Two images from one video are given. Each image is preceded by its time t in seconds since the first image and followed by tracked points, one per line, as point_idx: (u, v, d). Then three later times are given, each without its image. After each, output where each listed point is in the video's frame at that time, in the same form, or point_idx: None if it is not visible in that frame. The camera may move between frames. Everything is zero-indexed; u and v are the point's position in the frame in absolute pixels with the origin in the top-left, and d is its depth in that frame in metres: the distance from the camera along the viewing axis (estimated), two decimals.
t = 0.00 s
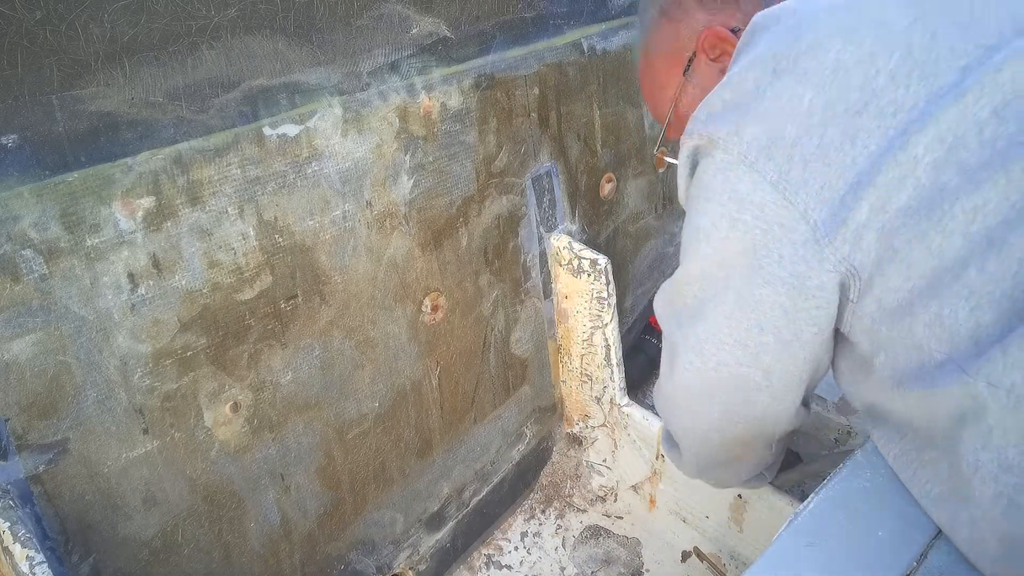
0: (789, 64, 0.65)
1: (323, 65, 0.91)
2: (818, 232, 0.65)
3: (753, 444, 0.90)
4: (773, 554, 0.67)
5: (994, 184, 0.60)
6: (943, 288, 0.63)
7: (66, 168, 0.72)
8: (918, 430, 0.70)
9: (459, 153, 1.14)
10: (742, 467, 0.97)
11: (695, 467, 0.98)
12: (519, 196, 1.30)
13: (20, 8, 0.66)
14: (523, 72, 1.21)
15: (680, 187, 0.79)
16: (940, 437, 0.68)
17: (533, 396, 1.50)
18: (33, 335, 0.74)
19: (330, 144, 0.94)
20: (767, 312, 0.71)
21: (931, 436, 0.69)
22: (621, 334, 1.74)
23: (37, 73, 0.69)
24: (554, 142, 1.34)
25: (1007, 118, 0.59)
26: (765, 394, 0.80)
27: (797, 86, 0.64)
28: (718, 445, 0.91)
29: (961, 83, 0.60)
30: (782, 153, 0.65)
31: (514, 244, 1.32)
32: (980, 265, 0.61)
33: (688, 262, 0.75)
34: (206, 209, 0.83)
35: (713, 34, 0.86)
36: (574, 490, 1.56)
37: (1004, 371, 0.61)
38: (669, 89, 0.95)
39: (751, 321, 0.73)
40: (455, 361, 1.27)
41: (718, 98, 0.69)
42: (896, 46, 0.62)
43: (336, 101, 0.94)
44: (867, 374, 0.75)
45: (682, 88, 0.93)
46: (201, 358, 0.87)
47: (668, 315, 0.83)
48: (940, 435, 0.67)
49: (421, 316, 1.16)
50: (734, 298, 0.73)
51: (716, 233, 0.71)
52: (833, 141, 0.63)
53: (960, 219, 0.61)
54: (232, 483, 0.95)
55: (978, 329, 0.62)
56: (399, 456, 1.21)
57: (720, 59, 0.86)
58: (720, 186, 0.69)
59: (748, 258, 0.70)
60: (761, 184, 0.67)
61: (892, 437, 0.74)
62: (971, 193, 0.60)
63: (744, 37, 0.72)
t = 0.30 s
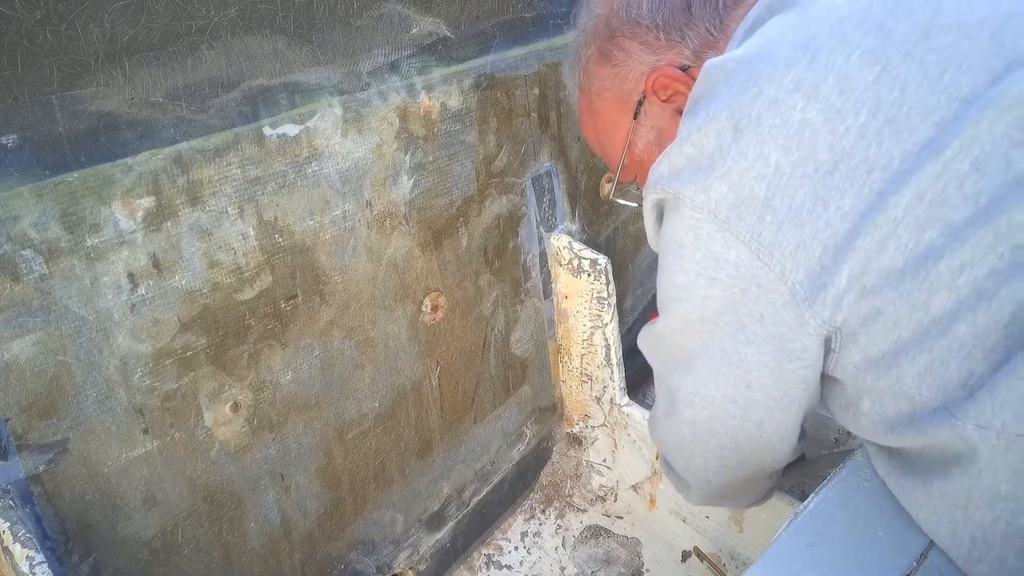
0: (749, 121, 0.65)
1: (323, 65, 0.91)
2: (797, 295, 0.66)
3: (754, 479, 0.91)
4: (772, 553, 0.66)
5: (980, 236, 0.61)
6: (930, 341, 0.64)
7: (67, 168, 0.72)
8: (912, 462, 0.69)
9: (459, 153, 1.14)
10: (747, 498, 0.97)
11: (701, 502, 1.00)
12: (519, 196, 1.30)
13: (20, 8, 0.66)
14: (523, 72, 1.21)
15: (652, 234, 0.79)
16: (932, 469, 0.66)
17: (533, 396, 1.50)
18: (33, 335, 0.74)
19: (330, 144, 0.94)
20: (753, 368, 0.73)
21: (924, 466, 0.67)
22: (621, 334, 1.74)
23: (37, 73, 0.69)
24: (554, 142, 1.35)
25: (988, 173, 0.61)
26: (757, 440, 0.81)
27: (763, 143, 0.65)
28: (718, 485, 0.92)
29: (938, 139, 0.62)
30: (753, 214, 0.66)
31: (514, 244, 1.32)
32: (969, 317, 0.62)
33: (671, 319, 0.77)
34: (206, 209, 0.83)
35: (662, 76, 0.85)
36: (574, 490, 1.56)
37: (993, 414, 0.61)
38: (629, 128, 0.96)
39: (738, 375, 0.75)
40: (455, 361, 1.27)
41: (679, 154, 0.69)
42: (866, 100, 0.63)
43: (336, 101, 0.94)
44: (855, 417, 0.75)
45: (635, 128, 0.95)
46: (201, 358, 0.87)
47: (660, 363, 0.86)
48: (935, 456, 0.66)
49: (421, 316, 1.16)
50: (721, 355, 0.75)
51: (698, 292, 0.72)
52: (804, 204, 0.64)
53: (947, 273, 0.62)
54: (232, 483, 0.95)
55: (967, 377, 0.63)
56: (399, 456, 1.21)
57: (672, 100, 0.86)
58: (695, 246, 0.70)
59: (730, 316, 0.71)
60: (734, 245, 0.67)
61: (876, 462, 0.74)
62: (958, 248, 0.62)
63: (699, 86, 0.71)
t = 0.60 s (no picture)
0: (753, 115, 0.67)
1: (323, 65, 0.91)
2: (802, 287, 0.66)
3: (755, 477, 0.91)
4: (773, 555, 0.66)
5: (985, 229, 0.60)
6: (935, 333, 0.63)
7: (66, 168, 0.72)
8: (914, 456, 0.69)
9: (459, 153, 1.14)
10: (747, 495, 0.97)
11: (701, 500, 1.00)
12: (519, 196, 1.30)
13: (20, 8, 0.66)
14: (523, 72, 1.21)
15: (655, 231, 0.80)
16: (934, 466, 0.66)
17: (533, 396, 1.50)
18: (33, 335, 0.74)
19: (330, 144, 0.94)
20: (755, 362, 0.73)
21: (925, 462, 0.67)
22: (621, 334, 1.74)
23: (37, 73, 0.69)
24: (554, 142, 1.35)
25: (993, 165, 0.60)
26: (758, 436, 0.82)
27: (767, 136, 0.66)
28: (720, 482, 0.92)
29: (943, 132, 0.62)
30: (757, 206, 0.67)
31: (514, 244, 1.32)
32: (974, 309, 0.61)
33: (672, 315, 0.78)
34: (206, 209, 0.83)
35: (665, 75, 0.86)
36: (574, 490, 1.56)
37: (999, 405, 0.59)
38: (631, 129, 0.96)
39: (740, 369, 0.75)
40: (455, 361, 1.27)
41: (683, 149, 0.71)
42: (867, 95, 0.64)
43: (336, 101, 0.94)
44: (856, 412, 0.76)
45: (637, 129, 0.95)
46: (201, 358, 0.87)
47: (662, 360, 0.86)
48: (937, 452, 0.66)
49: (421, 316, 1.16)
50: (723, 349, 0.75)
51: (700, 286, 0.73)
52: (807, 196, 0.65)
53: (951, 265, 0.62)
54: (232, 483, 0.95)
55: (973, 370, 0.62)
56: (399, 455, 1.21)
57: (675, 100, 0.87)
58: (698, 240, 0.71)
59: (732, 310, 0.72)
60: (737, 238, 0.68)
61: (878, 460, 0.73)
62: (963, 240, 0.61)
63: (705, 83, 0.73)
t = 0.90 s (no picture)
0: (752, 111, 0.67)
1: (323, 65, 0.91)
2: (801, 283, 0.66)
3: (753, 475, 0.91)
4: (773, 555, 0.66)
5: (981, 225, 0.60)
6: (933, 329, 0.63)
7: (67, 168, 0.72)
8: (913, 453, 0.69)
9: (459, 153, 1.14)
10: (745, 493, 0.97)
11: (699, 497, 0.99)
12: (519, 196, 1.30)
13: (20, 8, 0.66)
14: (523, 72, 1.21)
15: (653, 229, 0.80)
16: (932, 465, 0.66)
17: (533, 396, 1.50)
18: (33, 335, 0.74)
19: (330, 144, 0.94)
20: (753, 358, 0.73)
21: (924, 462, 0.67)
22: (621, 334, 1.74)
23: (37, 73, 0.69)
24: (554, 142, 1.35)
25: (989, 161, 0.60)
26: (756, 433, 0.81)
27: (765, 132, 0.66)
28: (718, 480, 0.92)
29: (940, 128, 0.62)
30: (755, 202, 0.67)
31: (514, 244, 1.32)
32: (971, 305, 0.61)
33: (671, 311, 0.78)
34: (206, 209, 0.83)
35: (669, 72, 0.86)
36: (574, 490, 1.56)
37: (996, 403, 0.59)
38: (635, 126, 0.96)
39: (738, 365, 0.75)
40: (455, 361, 1.27)
41: (682, 146, 0.71)
42: (865, 92, 0.64)
43: (336, 101, 0.94)
44: (855, 410, 0.76)
45: (641, 126, 0.95)
46: (201, 358, 0.87)
47: (660, 357, 0.86)
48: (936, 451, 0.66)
49: (421, 316, 1.16)
50: (721, 345, 0.75)
51: (698, 282, 0.73)
52: (805, 192, 0.65)
53: (948, 261, 0.62)
54: (232, 483, 0.95)
55: (970, 367, 0.62)
56: (399, 455, 1.21)
57: (679, 96, 0.87)
58: (696, 237, 0.71)
59: (730, 306, 0.72)
60: (735, 234, 0.68)
61: (878, 460, 0.73)
62: (959, 236, 0.61)
63: (705, 80, 0.73)
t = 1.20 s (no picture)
0: (753, 109, 0.67)
1: (323, 65, 0.91)
2: (801, 280, 0.66)
3: (752, 475, 0.91)
4: (773, 555, 0.66)
5: (980, 224, 0.60)
6: (933, 328, 0.63)
7: (67, 168, 0.72)
8: (914, 451, 0.69)
9: (459, 153, 1.14)
10: (744, 493, 0.97)
11: (699, 497, 0.99)
12: (519, 196, 1.30)
13: (20, 8, 0.66)
14: (523, 72, 1.21)
15: (655, 228, 0.80)
16: (932, 466, 0.66)
17: (533, 396, 1.50)
18: (33, 335, 0.74)
19: (330, 144, 0.94)
20: (753, 355, 0.73)
21: (924, 463, 0.67)
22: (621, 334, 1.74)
23: (37, 73, 0.69)
24: (554, 142, 1.35)
25: (989, 160, 0.60)
26: (755, 431, 0.81)
27: (765, 130, 0.66)
28: (716, 479, 0.92)
29: (940, 126, 0.62)
30: (755, 200, 0.67)
31: (514, 244, 1.32)
32: (971, 304, 0.61)
33: (670, 309, 0.78)
34: (206, 209, 0.83)
35: (673, 71, 0.87)
36: (574, 490, 1.56)
37: (994, 403, 0.59)
38: (638, 125, 0.96)
39: (737, 363, 0.75)
40: (455, 361, 1.27)
41: (683, 145, 0.71)
42: (865, 91, 0.64)
43: (336, 101, 0.94)
44: (854, 408, 0.77)
45: (643, 125, 0.96)
46: (201, 358, 0.87)
47: (660, 356, 0.86)
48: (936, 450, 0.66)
49: (421, 316, 1.16)
50: (721, 343, 0.75)
51: (698, 280, 0.73)
52: (806, 189, 0.65)
53: (948, 261, 0.61)
54: (232, 483, 0.95)
55: (970, 367, 0.62)
56: (399, 455, 1.21)
57: (682, 95, 0.88)
58: (697, 235, 0.71)
59: (730, 303, 0.72)
60: (736, 232, 0.68)
61: (878, 461, 0.73)
62: (960, 234, 0.61)
63: (706, 79, 0.73)
